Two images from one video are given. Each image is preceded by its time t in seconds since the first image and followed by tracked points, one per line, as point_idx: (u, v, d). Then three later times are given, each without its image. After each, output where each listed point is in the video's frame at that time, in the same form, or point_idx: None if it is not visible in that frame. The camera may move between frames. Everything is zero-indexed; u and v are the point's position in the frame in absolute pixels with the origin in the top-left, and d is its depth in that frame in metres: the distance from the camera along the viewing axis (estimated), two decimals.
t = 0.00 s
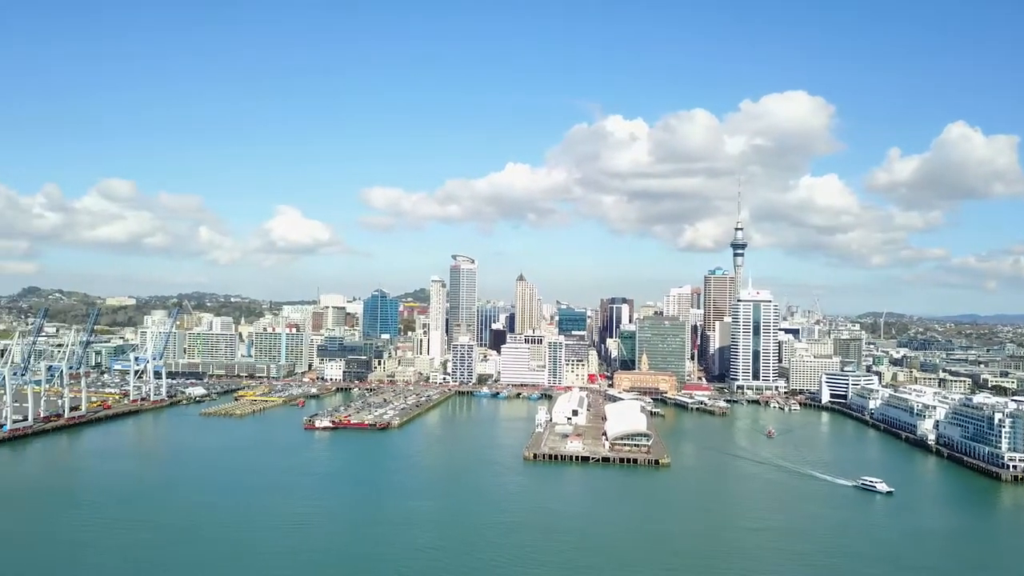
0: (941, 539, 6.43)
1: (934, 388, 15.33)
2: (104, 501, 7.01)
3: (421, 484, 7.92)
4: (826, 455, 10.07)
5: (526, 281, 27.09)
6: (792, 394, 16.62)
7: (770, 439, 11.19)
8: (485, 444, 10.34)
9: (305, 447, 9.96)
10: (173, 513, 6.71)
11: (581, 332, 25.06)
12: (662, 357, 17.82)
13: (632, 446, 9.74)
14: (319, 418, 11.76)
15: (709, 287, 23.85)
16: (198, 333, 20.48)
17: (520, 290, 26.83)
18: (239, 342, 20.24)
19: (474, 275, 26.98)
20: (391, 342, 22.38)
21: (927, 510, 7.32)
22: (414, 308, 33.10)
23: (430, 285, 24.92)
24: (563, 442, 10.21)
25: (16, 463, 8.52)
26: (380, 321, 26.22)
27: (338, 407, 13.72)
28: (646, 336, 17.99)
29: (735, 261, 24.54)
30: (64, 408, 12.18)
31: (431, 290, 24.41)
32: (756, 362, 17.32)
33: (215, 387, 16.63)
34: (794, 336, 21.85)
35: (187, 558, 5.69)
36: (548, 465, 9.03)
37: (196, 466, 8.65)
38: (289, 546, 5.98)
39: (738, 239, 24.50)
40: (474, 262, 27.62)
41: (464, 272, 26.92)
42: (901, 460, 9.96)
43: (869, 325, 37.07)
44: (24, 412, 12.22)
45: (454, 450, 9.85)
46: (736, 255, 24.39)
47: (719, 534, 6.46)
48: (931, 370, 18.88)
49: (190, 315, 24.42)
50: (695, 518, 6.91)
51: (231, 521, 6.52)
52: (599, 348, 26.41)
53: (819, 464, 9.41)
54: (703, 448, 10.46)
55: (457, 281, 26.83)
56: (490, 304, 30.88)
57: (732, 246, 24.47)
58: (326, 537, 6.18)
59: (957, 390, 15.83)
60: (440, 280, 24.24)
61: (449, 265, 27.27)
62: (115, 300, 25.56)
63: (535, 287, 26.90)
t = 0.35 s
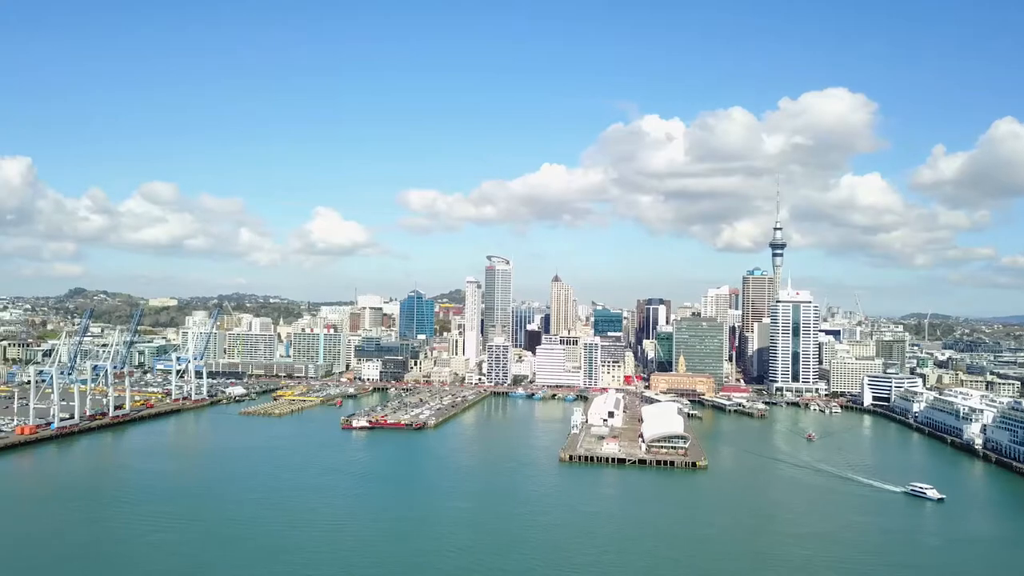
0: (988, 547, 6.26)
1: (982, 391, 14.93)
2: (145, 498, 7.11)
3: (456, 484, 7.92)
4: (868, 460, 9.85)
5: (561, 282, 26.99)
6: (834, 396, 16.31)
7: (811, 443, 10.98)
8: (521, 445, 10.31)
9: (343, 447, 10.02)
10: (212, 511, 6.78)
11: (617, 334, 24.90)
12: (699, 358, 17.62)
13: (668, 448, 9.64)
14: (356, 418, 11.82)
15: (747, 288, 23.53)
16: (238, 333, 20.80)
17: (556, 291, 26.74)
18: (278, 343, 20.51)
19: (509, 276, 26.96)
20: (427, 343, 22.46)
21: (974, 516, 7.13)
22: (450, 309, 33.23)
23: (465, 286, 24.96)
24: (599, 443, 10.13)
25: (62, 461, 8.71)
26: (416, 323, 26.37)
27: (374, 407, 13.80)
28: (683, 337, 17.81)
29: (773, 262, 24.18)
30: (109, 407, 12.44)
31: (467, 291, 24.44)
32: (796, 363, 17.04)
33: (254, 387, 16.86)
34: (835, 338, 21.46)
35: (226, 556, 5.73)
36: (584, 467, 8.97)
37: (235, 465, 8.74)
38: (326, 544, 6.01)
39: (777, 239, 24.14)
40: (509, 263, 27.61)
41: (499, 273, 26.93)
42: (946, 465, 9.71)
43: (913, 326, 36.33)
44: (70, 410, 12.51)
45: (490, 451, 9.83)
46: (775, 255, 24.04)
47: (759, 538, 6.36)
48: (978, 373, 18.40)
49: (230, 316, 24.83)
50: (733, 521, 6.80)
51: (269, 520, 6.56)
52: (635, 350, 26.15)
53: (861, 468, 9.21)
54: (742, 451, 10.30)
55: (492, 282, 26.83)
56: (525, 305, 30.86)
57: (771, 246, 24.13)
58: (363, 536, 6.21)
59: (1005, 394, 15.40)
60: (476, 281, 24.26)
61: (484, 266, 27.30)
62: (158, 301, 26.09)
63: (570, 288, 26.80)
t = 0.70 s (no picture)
0: None
1: None
2: (185, 497, 7.21)
3: (490, 485, 7.93)
4: (911, 464, 9.63)
5: (596, 282, 26.89)
6: (875, 399, 15.99)
7: (851, 446, 10.78)
8: (555, 446, 10.28)
9: (378, 447, 10.09)
10: (249, 511, 6.82)
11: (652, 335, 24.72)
12: (735, 360, 17.41)
13: (704, 451, 9.53)
14: (391, 418, 11.89)
15: (785, 288, 23.20)
16: (275, 334, 21.07)
17: (590, 292, 26.63)
18: (315, 343, 20.71)
19: (542, 277, 26.94)
20: (461, 344, 22.53)
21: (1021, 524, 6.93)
22: (484, 310, 33.31)
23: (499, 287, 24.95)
24: (634, 446, 10.06)
25: (104, 459, 8.86)
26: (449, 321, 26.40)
27: (409, 408, 13.87)
28: (719, 338, 17.62)
29: (812, 262, 23.81)
30: (150, 406, 12.67)
31: (501, 292, 24.45)
32: (835, 365, 16.75)
33: (291, 387, 17.03)
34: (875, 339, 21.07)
35: (265, 555, 5.76)
36: (618, 469, 8.91)
37: (272, 463, 8.86)
38: (361, 543, 6.06)
39: (815, 239, 23.77)
40: (543, 264, 27.58)
41: (533, 274, 26.90)
42: (992, 470, 9.45)
43: (957, 327, 35.49)
44: (113, 409, 12.77)
45: (524, 452, 9.81)
46: (813, 256, 23.67)
47: (799, 544, 6.24)
48: None
49: (267, 317, 25.14)
50: (769, 525, 6.71)
51: (306, 519, 6.60)
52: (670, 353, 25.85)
53: (903, 473, 9.02)
54: (779, 454, 10.15)
55: (526, 283, 26.83)
56: (559, 307, 30.79)
57: (809, 246, 23.76)
58: (396, 535, 6.25)
59: None
60: (509, 282, 24.25)
61: (518, 267, 27.28)
62: (198, 302, 26.54)
63: (604, 288, 26.67)
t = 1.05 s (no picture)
0: None
1: None
2: (223, 495, 7.32)
3: (523, 486, 7.92)
4: (953, 469, 9.40)
5: (629, 283, 26.75)
6: (916, 401, 15.67)
7: (891, 450, 10.56)
8: (589, 448, 10.23)
9: (412, 447, 10.14)
10: (283, 509, 6.88)
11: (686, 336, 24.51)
12: (772, 362, 17.17)
13: (740, 454, 9.41)
14: (425, 418, 11.94)
15: (823, 289, 22.85)
16: (311, 334, 21.30)
17: (624, 293, 26.49)
18: (349, 344, 20.90)
19: (575, 278, 26.88)
20: (494, 345, 22.56)
21: None
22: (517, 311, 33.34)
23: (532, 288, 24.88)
24: (668, 448, 9.97)
25: (144, 458, 9.02)
26: (482, 322, 26.46)
27: (443, 408, 13.92)
28: (755, 340, 17.40)
29: (850, 262, 23.42)
30: (189, 405, 12.88)
31: (534, 293, 24.41)
32: (875, 367, 16.43)
33: (326, 387, 17.20)
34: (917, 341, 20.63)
35: (298, 553, 5.81)
36: (653, 471, 8.84)
37: (308, 463, 8.94)
38: (396, 542, 6.09)
39: (854, 238, 23.37)
40: (576, 265, 27.50)
41: (565, 275, 26.86)
42: None
43: (1002, 329, 34.67)
44: (153, 408, 12.99)
45: (558, 453, 9.79)
46: (852, 256, 23.28)
47: (836, 548, 6.13)
48: None
49: (303, 317, 25.46)
50: (807, 529, 6.61)
51: (340, 518, 6.63)
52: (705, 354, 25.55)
53: (945, 477, 8.81)
54: (817, 457, 9.97)
55: (559, 283, 26.78)
56: (593, 307, 30.69)
57: (848, 246, 23.37)
58: (431, 534, 6.27)
59: None
60: (542, 283, 24.20)
61: (550, 268, 27.26)
62: (235, 303, 26.94)
63: (638, 289, 26.51)
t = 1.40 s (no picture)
0: None
1: None
2: (263, 493, 7.42)
3: (559, 487, 7.91)
4: (1001, 474, 9.15)
5: (665, 284, 26.54)
6: (961, 405, 15.31)
7: (936, 454, 10.31)
8: (625, 450, 10.16)
9: (448, 447, 10.16)
10: (321, 508, 6.93)
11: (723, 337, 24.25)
12: (811, 364, 16.91)
13: (779, 457, 9.25)
14: (460, 419, 11.95)
15: (864, 290, 22.45)
16: (348, 335, 21.49)
17: (660, 294, 26.29)
18: (385, 344, 21.05)
19: (611, 278, 26.75)
20: (529, 346, 22.54)
21: None
22: (551, 312, 33.30)
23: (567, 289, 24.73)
24: (705, 450, 9.85)
25: (185, 456, 9.16)
26: (516, 323, 26.45)
27: (478, 409, 13.94)
28: (794, 341, 17.16)
29: (892, 262, 22.96)
30: (228, 405, 13.07)
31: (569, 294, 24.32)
32: (918, 370, 16.09)
33: (363, 387, 17.35)
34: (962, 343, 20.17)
35: (336, 551, 5.84)
36: (690, 473, 8.74)
37: (345, 462, 9.02)
38: (432, 541, 6.10)
39: (896, 238, 22.90)
40: (612, 266, 27.36)
41: (601, 275, 26.75)
42: None
43: None
44: (194, 407, 13.21)
45: (593, 455, 9.73)
46: (894, 256, 22.83)
47: (878, 553, 6.02)
48: None
49: (340, 318, 25.72)
50: (848, 533, 6.49)
51: (377, 517, 6.66)
52: (743, 356, 25.23)
53: (991, 483, 8.58)
54: (859, 461, 9.77)
55: (594, 284, 26.68)
56: (628, 309, 30.51)
57: (890, 247, 22.92)
58: (467, 534, 6.28)
59: None
60: (577, 284, 24.07)
61: (585, 269, 27.17)
62: (273, 304, 27.31)
63: (674, 290, 26.28)
